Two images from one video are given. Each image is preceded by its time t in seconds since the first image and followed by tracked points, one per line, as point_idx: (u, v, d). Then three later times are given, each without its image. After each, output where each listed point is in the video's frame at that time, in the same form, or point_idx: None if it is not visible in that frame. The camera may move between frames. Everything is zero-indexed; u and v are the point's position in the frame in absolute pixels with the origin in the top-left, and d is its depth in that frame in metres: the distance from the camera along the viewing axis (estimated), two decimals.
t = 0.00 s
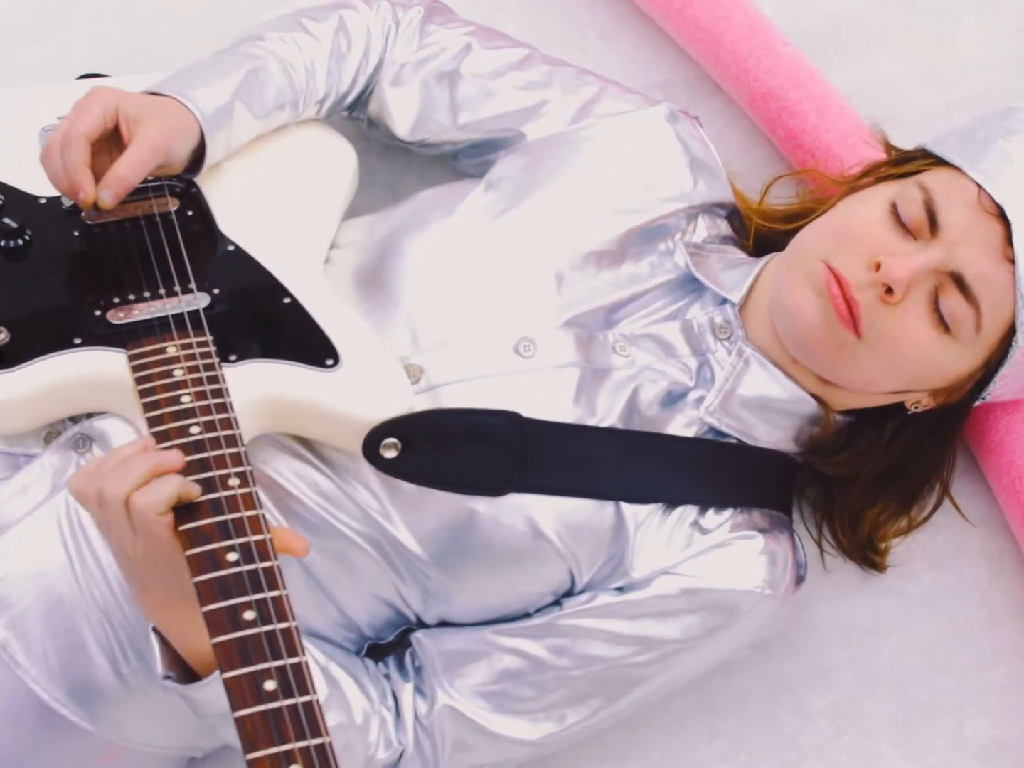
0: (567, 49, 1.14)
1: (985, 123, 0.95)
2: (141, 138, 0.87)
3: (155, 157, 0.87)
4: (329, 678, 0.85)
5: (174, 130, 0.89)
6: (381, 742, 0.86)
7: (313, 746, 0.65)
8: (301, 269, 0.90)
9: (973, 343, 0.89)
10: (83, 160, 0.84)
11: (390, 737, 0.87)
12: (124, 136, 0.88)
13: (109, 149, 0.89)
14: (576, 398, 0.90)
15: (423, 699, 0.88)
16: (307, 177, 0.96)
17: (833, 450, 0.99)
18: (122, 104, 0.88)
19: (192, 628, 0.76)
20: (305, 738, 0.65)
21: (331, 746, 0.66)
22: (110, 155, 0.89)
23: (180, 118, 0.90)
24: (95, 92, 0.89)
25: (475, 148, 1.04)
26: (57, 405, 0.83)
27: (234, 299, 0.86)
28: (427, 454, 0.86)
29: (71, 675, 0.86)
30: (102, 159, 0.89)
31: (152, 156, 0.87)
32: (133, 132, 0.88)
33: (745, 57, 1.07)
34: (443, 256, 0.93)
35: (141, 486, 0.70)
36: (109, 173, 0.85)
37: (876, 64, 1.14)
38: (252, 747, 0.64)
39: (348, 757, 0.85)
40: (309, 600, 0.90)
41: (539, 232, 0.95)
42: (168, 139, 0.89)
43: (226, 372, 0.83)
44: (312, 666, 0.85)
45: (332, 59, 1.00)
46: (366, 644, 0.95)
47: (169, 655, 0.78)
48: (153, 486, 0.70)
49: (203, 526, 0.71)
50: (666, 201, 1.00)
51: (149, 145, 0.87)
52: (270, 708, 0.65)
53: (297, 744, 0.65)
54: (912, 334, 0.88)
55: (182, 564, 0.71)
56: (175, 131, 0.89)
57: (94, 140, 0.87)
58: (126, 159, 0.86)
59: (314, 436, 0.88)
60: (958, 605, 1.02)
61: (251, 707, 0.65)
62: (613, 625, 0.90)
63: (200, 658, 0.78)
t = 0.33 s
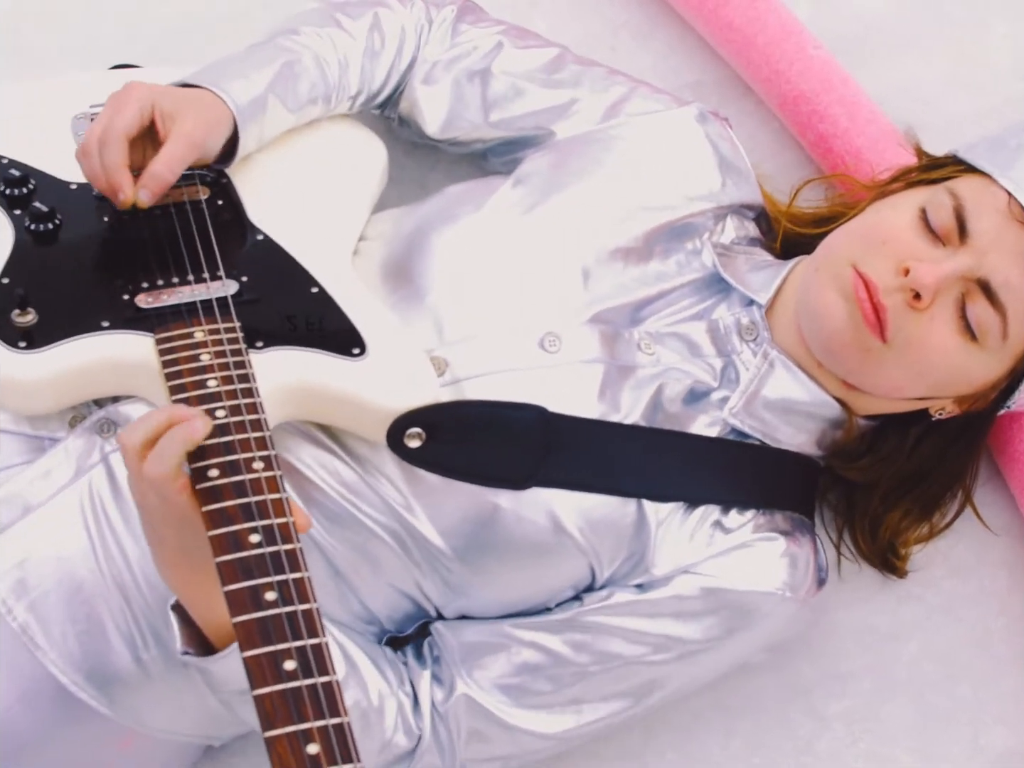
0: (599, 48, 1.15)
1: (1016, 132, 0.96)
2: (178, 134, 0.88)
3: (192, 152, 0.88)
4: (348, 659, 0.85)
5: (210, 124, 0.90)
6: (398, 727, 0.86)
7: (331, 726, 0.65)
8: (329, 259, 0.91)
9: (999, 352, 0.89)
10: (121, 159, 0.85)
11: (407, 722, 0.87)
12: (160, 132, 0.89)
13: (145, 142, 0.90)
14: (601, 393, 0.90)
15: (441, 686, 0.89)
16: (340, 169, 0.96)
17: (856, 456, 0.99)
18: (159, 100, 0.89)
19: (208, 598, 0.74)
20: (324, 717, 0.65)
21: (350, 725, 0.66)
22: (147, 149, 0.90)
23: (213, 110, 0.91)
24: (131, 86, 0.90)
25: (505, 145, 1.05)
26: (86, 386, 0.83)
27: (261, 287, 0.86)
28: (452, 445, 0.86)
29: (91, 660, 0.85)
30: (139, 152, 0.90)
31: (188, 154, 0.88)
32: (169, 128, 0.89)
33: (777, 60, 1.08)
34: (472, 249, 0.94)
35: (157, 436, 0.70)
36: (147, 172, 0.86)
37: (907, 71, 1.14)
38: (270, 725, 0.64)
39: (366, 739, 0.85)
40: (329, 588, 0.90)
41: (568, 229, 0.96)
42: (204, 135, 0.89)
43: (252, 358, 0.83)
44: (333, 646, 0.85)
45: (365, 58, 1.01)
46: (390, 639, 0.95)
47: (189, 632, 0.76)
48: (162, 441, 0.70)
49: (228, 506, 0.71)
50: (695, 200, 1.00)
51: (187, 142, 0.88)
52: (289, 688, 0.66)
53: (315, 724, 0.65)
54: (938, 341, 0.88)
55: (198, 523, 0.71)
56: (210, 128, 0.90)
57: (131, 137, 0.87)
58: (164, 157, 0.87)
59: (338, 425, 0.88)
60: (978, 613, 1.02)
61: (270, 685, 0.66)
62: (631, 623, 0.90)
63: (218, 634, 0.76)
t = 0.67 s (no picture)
0: (629, 49, 1.15)
1: None
2: (220, 121, 0.89)
3: (232, 140, 0.89)
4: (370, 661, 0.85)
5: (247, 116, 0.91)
6: (414, 725, 0.86)
7: (352, 708, 0.65)
8: (357, 253, 0.91)
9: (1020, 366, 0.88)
10: (167, 141, 0.85)
11: (424, 720, 0.86)
12: (201, 119, 0.89)
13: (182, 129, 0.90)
14: (623, 395, 0.90)
15: (459, 685, 0.88)
16: (372, 164, 0.97)
17: (878, 462, 0.99)
18: (204, 87, 0.90)
19: (231, 585, 0.74)
20: (344, 701, 0.65)
21: (369, 710, 0.66)
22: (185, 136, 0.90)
23: (250, 99, 0.92)
24: (176, 71, 0.90)
25: (531, 142, 1.05)
26: (113, 371, 0.83)
27: (289, 278, 0.87)
28: (475, 439, 0.86)
29: (108, 649, 0.85)
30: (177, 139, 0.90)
31: (228, 141, 0.88)
32: (211, 116, 0.89)
33: (810, 63, 1.08)
34: (499, 246, 0.94)
35: (198, 417, 0.70)
36: (189, 155, 0.86)
37: (937, 78, 1.14)
38: (290, 706, 0.64)
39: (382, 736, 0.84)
40: (350, 585, 0.90)
41: (595, 228, 0.96)
42: (243, 125, 0.90)
43: (279, 347, 0.83)
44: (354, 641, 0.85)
45: (398, 51, 1.02)
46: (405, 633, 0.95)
47: (208, 622, 0.76)
48: (205, 421, 0.70)
49: (250, 491, 0.71)
50: (722, 202, 1.00)
51: (227, 129, 0.89)
52: (310, 671, 0.65)
53: (336, 706, 0.64)
54: (958, 353, 0.87)
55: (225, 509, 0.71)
56: (249, 119, 0.91)
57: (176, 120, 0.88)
58: (205, 141, 0.87)
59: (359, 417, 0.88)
60: (997, 621, 1.02)
61: (291, 667, 0.65)
62: (650, 625, 0.89)
63: (238, 623, 0.76)
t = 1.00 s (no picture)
0: (659, 49, 1.15)
1: None
2: (237, 97, 0.89)
3: (251, 115, 0.90)
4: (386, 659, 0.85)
5: (266, 95, 0.91)
6: (430, 719, 0.86)
7: (366, 690, 0.65)
8: (382, 243, 0.91)
9: None
10: (180, 111, 0.86)
11: (439, 715, 0.86)
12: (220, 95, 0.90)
13: (202, 105, 0.91)
14: (645, 390, 0.90)
15: (474, 680, 0.88)
16: (398, 156, 0.97)
17: (899, 464, 0.99)
18: (222, 64, 0.90)
19: (253, 577, 0.74)
20: (359, 683, 0.64)
21: (384, 692, 0.65)
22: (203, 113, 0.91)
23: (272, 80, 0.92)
24: (196, 47, 0.91)
25: (559, 137, 1.05)
26: (134, 355, 0.83)
27: (313, 266, 0.87)
28: (494, 428, 0.86)
29: (125, 633, 0.84)
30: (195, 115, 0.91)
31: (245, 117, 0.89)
32: (229, 93, 0.90)
33: (841, 63, 1.09)
34: (524, 239, 0.94)
35: (223, 408, 0.70)
36: (204, 129, 0.87)
37: (966, 83, 1.14)
38: (304, 687, 0.64)
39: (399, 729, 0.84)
40: (369, 575, 0.90)
41: (619, 224, 0.96)
42: (260, 102, 0.91)
43: (301, 333, 0.82)
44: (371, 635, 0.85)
45: (426, 46, 1.02)
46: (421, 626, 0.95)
47: (231, 610, 0.76)
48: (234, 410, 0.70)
49: (270, 473, 0.71)
50: (746, 200, 1.00)
51: (245, 106, 0.89)
52: (326, 652, 0.65)
53: (350, 687, 0.64)
54: (977, 355, 0.87)
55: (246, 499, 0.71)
56: (267, 97, 0.91)
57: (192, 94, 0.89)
58: (223, 117, 0.88)
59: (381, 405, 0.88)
60: (1015, 627, 1.02)
61: (306, 649, 0.65)
62: (663, 623, 0.89)
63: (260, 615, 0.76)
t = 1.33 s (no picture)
0: (687, 48, 1.15)
1: None
2: (273, 122, 0.88)
3: (286, 141, 0.89)
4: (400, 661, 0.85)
5: (300, 110, 0.90)
6: (440, 715, 0.86)
7: (391, 682, 0.64)
8: (409, 238, 0.90)
9: None
10: (221, 150, 0.85)
11: (449, 709, 0.86)
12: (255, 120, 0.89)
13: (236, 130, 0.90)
14: (669, 391, 0.90)
15: (486, 672, 0.88)
16: (425, 150, 0.97)
17: (922, 469, 0.99)
18: (254, 88, 0.89)
19: (280, 605, 0.73)
20: (383, 673, 0.64)
21: (409, 684, 0.65)
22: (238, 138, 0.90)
23: (303, 89, 0.91)
24: (225, 73, 0.89)
25: (586, 137, 1.05)
26: (159, 344, 0.83)
27: (342, 257, 0.86)
28: (519, 425, 0.85)
29: (144, 622, 0.84)
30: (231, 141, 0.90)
31: (283, 141, 0.88)
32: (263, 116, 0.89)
33: (873, 65, 1.09)
34: (553, 237, 0.94)
35: (258, 463, 0.67)
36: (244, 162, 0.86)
37: (995, 88, 1.14)
38: (329, 677, 0.64)
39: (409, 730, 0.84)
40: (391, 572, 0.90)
41: (647, 224, 0.95)
42: (296, 120, 0.90)
43: (329, 324, 0.82)
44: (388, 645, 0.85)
45: (452, 36, 1.01)
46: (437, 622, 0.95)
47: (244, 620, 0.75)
48: (269, 468, 0.67)
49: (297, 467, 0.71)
50: (773, 201, 0.99)
51: (281, 130, 0.88)
52: (350, 643, 0.65)
53: (375, 678, 0.64)
54: (1005, 364, 0.87)
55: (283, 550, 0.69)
56: (300, 112, 0.90)
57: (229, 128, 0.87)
58: (260, 146, 0.87)
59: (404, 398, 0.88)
60: None
61: (331, 638, 0.65)
62: (682, 620, 0.89)
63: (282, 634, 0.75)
